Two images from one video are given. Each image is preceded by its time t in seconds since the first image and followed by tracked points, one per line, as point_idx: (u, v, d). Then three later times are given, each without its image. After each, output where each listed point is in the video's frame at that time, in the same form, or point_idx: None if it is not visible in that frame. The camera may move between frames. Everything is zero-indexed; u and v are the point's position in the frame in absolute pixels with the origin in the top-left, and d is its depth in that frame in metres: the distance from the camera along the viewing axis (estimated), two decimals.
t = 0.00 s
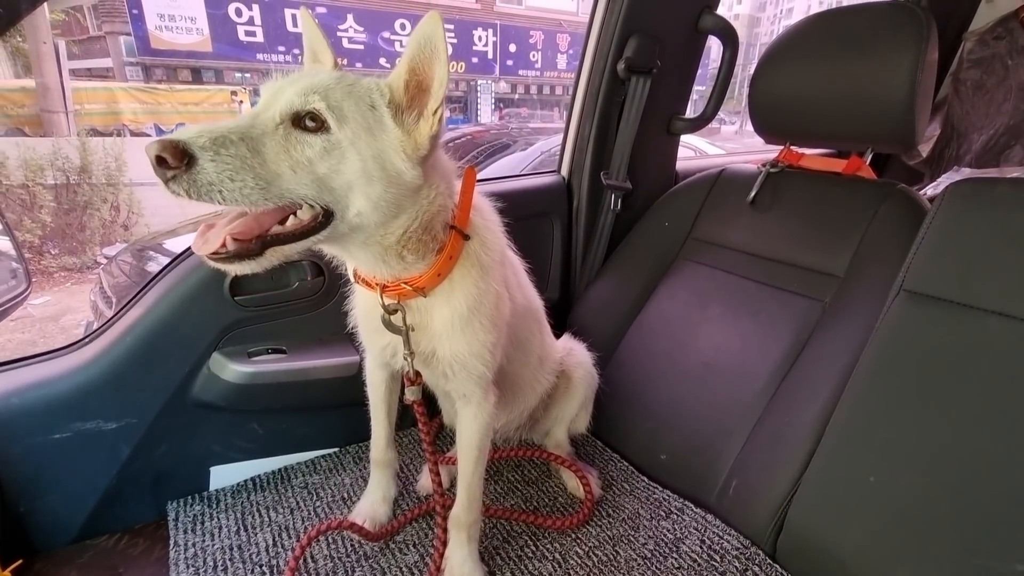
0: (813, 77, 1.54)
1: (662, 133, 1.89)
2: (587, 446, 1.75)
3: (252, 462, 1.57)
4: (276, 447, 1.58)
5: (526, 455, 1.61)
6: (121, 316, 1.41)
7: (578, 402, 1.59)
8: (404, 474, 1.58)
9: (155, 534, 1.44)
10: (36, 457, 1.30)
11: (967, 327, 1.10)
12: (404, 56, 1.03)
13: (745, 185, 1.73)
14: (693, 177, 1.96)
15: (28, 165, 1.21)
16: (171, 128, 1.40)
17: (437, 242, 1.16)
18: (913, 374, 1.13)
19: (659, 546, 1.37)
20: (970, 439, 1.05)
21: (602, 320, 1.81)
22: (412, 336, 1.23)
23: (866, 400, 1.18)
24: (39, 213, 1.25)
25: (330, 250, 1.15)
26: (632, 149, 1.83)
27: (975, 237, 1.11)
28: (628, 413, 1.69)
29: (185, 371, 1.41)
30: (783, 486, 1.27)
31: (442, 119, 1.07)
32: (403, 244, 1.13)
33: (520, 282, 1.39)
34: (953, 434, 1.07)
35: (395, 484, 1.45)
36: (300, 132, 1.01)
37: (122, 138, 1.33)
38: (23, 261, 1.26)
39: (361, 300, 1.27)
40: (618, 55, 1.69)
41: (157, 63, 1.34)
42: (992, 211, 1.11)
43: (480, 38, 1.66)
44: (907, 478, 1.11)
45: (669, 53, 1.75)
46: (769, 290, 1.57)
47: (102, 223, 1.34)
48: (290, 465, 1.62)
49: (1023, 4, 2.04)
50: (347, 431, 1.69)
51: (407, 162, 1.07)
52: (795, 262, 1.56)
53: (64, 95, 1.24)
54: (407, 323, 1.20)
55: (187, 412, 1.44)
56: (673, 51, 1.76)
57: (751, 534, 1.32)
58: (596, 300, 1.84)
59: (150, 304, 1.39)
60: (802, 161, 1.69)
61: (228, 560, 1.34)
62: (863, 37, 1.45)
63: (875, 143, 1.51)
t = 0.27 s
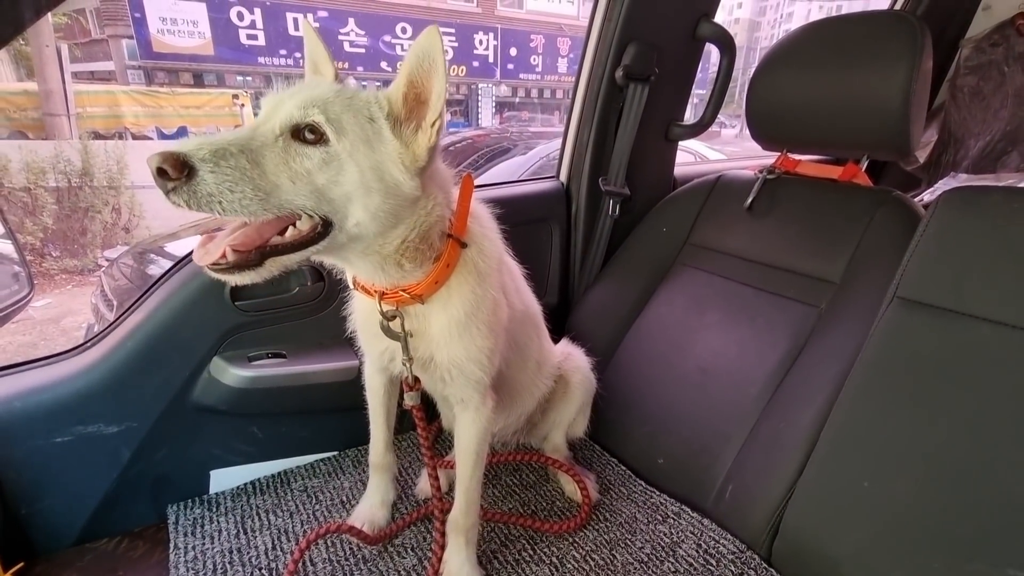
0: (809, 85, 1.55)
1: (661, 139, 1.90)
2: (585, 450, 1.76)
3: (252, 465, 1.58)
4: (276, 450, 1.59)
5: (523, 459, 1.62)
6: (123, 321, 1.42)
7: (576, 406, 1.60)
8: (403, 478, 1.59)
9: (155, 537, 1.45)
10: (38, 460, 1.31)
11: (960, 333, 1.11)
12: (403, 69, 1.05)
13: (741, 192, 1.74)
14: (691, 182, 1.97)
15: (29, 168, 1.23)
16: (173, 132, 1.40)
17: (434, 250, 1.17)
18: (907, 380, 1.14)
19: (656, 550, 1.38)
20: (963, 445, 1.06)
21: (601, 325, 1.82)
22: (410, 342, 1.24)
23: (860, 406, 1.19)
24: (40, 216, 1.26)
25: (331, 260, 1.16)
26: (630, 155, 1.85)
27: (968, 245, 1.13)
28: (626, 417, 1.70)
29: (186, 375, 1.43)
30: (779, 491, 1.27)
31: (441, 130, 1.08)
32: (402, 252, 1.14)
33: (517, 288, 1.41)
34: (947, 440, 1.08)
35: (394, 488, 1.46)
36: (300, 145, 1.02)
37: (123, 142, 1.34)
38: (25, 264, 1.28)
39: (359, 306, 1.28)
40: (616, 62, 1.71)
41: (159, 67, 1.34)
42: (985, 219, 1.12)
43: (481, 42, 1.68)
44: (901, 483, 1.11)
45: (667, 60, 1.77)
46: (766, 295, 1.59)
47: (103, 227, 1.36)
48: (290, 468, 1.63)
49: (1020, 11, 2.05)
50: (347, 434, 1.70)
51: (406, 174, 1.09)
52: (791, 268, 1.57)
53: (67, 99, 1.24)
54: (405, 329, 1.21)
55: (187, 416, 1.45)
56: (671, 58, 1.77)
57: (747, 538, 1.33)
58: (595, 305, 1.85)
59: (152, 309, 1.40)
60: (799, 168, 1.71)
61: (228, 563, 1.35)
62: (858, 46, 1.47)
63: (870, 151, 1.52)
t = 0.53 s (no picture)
0: (805, 89, 1.56)
1: (659, 142, 1.91)
2: (584, 452, 1.77)
3: (252, 467, 1.58)
4: (276, 452, 1.60)
5: (522, 460, 1.63)
6: (125, 324, 1.43)
7: (575, 408, 1.61)
8: (402, 480, 1.60)
9: (156, 539, 1.45)
10: (39, 462, 1.31)
11: (955, 335, 1.11)
12: (404, 74, 1.05)
13: (739, 195, 1.75)
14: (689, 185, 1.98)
15: (31, 172, 1.24)
16: (173, 135, 1.40)
17: (432, 254, 1.18)
18: (902, 381, 1.15)
19: (654, 552, 1.38)
20: (959, 445, 1.06)
21: (599, 327, 1.83)
22: (406, 345, 1.25)
23: (856, 407, 1.20)
24: (41, 219, 1.27)
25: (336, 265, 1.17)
26: (628, 158, 1.86)
27: (962, 246, 1.13)
28: (624, 419, 1.71)
29: (187, 378, 1.43)
30: (776, 492, 1.28)
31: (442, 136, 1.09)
32: (402, 256, 1.15)
33: (515, 290, 1.41)
34: (942, 441, 1.09)
35: (393, 489, 1.47)
36: (302, 151, 1.03)
37: (124, 146, 1.34)
38: (27, 267, 1.28)
39: (357, 309, 1.29)
40: (615, 66, 1.72)
41: (160, 70, 1.35)
42: (979, 221, 1.13)
43: (481, 45, 1.67)
44: (898, 484, 1.12)
45: (665, 63, 1.78)
46: (763, 297, 1.59)
47: (104, 230, 1.36)
48: (290, 471, 1.64)
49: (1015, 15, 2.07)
50: (347, 437, 1.71)
51: (407, 179, 1.09)
52: (788, 270, 1.58)
53: (68, 102, 1.25)
54: (402, 332, 1.22)
55: (188, 418, 1.46)
56: (669, 62, 1.78)
57: (745, 539, 1.33)
58: (593, 307, 1.86)
59: (153, 312, 1.41)
60: (795, 170, 1.72)
61: (228, 565, 1.35)
62: (853, 50, 1.48)
63: (866, 154, 1.53)
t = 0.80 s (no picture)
0: (810, 85, 1.57)
1: (663, 138, 1.92)
2: (589, 446, 1.77)
3: (258, 460, 1.58)
4: (282, 446, 1.60)
5: (529, 454, 1.63)
6: (133, 315, 1.43)
7: (583, 403, 1.62)
8: (409, 473, 1.60)
9: (162, 531, 1.46)
10: (46, 454, 1.31)
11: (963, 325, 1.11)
12: (417, 67, 1.05)
13: (743, 190, 1.76)
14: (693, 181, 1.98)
15: (32, 172, 1.23)
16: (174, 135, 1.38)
17: (442, 243, 1.19)
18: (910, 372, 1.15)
19: (661, 544, 1.38)
20: (968, 436, 1.07)
21: (604, 322, 1.83)
22: (417, 335, 1.25)
23: (863, 399, 1.20)
24: (42, 219, 1.27)
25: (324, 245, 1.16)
26: (632, 154, 1.86)
27: (969, 238, 1.14)
28: (630, 413, 1.71)
29: (194, 370, 1.43)
30: (783, 483, 1.28)
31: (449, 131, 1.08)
32: (403, 242, 1.15)
33: (526, 283, 1.42)
34: (951, 431, 1.09)
35: (399, 482, 1.47)
36: (304, 126, 1.02)
37: (125, 145, 1.32)
38: (34, 259, 1.30)
39: (368, 300, 1.30)
40: (619, 62, 1.73)
41: (162, 70, 1.35)
42: (987, 212, 1.13)
43: (483, 46, 1.68)
44: (906, 475, 1.12)
45: (669, 59, 1.78)
46: (768, 291, 1.60)
47: (106, 230, 1.36)
48: (296, 464, 1.64)
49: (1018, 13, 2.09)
50: (352, 430, 1.71)
51: (408, 171, 1.09)
52: (794, 264, 1.58)
53: (70, 101, 1.25)
54: (412, 322, 1.23)
55: (195, 411, 1.46)
56: (673, 57, 1.79)
57: (752, 532, 1.33)
58: (598, 302, 1.86)
59: (160, 303, 1.41)
60: (800, 165, 1.72)
61: (235, 557, 1.35)
62: (858, 45, 1.48)
63: (873, 147, 1.53)
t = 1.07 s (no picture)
0: (814, 89, 1.58)
1: (666, 142, 1.93)
2: (594, 449, 1.78)
3: (266, 463, 1.60)
4: (289, 448, 1.61)
5: (535, 456, 1.64)
6: (143, 319, 1.45)
7: (588, 405, 1.63)
8: (416, 475, 1.61)
9: (171, 533, 1.47)
10: (58, 456, 1.33)
11: (966, 329, 1.13)
12: (420, 89, 1.06)
13: (747, 194, 1.77)
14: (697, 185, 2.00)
15: (35, 174, 1.24)
16: (177, 137, 1.40)
17: (455, 252, 1.20)
18: (914, 375, 1.17)
19: (666, 546, 1.39)
20: (972, 439, 1.08)
21: (608, 325, 1.85)
22: (431, 343, 1.27)
23: (866, 402, 1.21)
24: (46, 221, 1.28)
25: (335, 264, 1.18)
26: (636, 158, 1.87)
27: (971, 242, 1.15)
28: (634, 415, 1.73)
29: (203, 373, 1.45)
30: (788, 485, 1.29)
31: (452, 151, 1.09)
32: (413, 257, 1.16)
33: (536, 286, 1.43)
34: (954, 434, 1.10)
35: (407, 484, 1.48)
36: (309, 154, 1.03)
37: (129, 147, 1.34)
38: (46, 262, 1.31)
39: (382, 307, 1.31)
40: (624, 66, 1.75)
41: (164, 73, 1.34)
42: (989, 217, 1.14)
43: (484, 48, 1.70)
44: (910, 477, 1.13)
45: (672, 64, 1.80)
46: (772, 295, 1.61)
47: (108, 233, 1.38)
48: (303, 467, 1.65)
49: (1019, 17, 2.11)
50: (359, 433, 1.72)
51: (414, 192, 1.09)
52: (798, 268, 1.59)
53: (74, 105, 1.25)
54: (426, 331, 1.24)
55: (204, 414, 1.47)
56: (677, 62, 1.81)
57: (757, 534, 1.34)
58: (602, 305, 1.87)
59: (170, 308, 1.42)
60: (803, 169, 1.74)
61: (244, 558, 1.36)
62: (861, 50, 1.50)
63: (875, 152, 1.55)
